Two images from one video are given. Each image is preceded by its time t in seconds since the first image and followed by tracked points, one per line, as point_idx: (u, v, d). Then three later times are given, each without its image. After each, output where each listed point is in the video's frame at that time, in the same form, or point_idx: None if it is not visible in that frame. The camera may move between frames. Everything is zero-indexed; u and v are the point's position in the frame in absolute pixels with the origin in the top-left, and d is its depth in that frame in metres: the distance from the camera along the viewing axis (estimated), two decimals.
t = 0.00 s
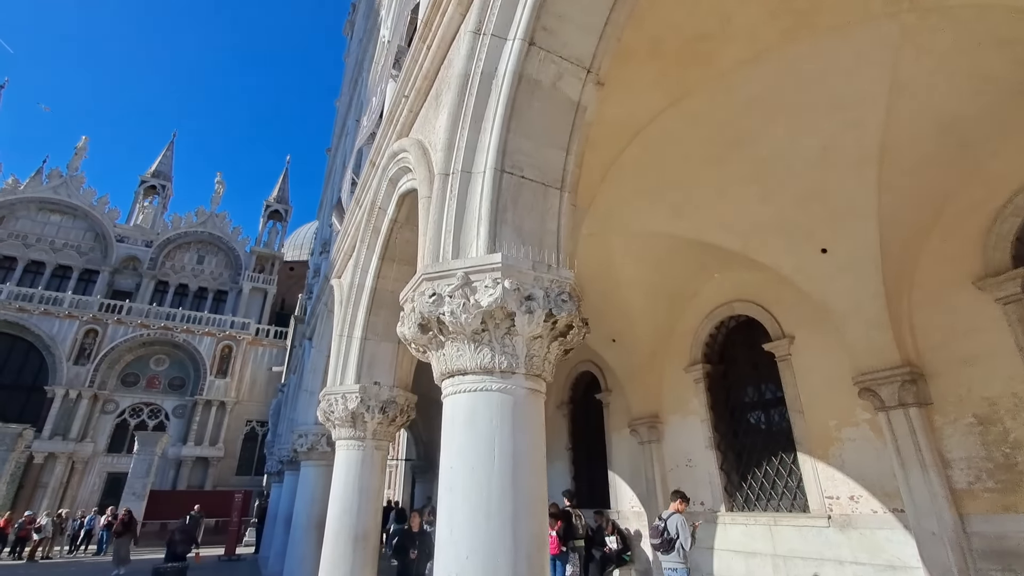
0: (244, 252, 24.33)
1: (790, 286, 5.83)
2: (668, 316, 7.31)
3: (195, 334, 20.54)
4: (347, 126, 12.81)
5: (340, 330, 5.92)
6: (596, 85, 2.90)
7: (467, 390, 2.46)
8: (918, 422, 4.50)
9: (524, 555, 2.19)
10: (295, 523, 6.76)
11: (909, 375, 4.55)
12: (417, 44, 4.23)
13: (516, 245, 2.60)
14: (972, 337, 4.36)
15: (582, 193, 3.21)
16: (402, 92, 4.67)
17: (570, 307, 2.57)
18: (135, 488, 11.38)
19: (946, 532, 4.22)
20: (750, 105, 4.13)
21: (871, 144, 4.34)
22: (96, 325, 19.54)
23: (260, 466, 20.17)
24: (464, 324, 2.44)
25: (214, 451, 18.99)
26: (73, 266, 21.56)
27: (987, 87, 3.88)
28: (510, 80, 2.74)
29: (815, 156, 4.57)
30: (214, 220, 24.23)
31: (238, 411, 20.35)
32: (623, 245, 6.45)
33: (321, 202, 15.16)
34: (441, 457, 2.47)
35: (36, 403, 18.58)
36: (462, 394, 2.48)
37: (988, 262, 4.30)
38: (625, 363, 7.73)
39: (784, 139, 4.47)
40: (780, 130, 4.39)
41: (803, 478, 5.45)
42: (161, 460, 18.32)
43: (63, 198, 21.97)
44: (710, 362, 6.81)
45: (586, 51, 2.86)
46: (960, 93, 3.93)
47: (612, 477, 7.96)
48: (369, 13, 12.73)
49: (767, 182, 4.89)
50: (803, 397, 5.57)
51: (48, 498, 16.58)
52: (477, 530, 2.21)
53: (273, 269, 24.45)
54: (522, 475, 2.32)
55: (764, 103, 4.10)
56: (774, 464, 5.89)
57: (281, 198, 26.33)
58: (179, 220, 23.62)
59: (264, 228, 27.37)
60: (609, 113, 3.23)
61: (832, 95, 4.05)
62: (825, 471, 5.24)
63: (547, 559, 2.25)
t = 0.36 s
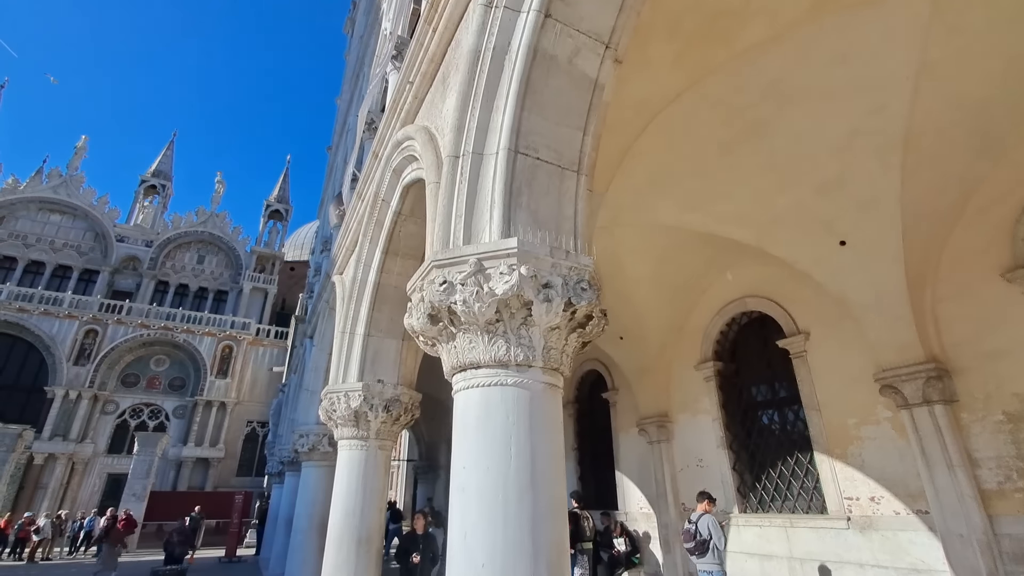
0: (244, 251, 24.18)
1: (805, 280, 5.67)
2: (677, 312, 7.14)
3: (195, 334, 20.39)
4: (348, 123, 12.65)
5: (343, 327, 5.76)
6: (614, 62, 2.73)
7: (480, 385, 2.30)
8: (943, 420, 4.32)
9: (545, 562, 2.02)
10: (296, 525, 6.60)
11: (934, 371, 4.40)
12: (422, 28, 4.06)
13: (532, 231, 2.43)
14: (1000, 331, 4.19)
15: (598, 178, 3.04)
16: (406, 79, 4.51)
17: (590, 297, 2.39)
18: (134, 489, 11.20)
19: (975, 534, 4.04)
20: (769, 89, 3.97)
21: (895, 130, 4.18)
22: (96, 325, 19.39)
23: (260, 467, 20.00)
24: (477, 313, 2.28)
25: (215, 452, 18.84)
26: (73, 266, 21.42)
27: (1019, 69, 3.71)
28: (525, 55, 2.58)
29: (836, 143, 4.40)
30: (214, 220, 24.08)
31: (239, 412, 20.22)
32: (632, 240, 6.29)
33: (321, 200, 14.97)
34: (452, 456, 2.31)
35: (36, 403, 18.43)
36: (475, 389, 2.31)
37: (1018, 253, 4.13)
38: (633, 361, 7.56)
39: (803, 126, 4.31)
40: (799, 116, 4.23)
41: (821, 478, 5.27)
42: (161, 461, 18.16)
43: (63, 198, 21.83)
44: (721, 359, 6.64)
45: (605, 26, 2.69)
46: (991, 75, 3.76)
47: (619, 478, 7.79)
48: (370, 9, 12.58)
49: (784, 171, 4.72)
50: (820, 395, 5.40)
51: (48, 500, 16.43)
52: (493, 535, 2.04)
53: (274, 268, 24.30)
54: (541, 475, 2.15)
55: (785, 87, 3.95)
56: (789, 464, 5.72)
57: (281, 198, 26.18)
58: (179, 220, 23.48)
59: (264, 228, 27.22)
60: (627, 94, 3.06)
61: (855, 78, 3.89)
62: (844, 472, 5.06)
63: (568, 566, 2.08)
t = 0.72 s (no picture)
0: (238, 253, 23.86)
1: (814, 276, 5.54)
2: (681, 310, 6.99)
3: (188, 337, 20.09)
4: (343, 121, 12.45)
5: (339, 326, 5.57)
6: (630, 39, 2.57)
7: (492, 382, 2.13)
8: (962, 418, 4.21)
9: (565, 573, 1.86)
10: (292, 531, 6.40)
11: (952, 368, 4.29)
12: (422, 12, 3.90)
13: (546, 217, 2.27)
14: (1021, 326, 4.08)
15: (611, 164, 2.88)
16: (405, 67, 4.34)
17: (609, 287, 2.23)
18: (127, 495, 10.91)
19: (999, 536, 3.91)
20: (784, 75, 3.83)
21: (911, 120, 4.05)
22: (87, 328, 19.07)
23: (255, 471, 19.70)
24: (488, 305, 2.11)
25: (208, 456, 18.53)
26: (64, 268, 21.07)
27: None
28: (536, 31, 2.42)
29: (850, 133, 4.27)
30: (207, 221, 23.77)
31: (232, 415, 19.78)
32: (636, 236, 6.14)
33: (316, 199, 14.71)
34: (462, 459, 2.15)
35: (26, 408, 18.08)
36: (486, 387, 2.15)
37: None
38: (636, 360, 7.40)
39: (817, 115, 4.18)
40: (814, 105, 4.10)
41: (832, 478, 5.14)
42: (154, 465, 17.86)
43: (54, 199, 21.47)
44: (727, 358, 6.51)
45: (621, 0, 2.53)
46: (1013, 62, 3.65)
47: (622, 479, 7.63)
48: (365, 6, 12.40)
49: (796, 163, 4.59)
50: (831, 393, 5.27)
51: (40, 505, 16.11)
52: (509, 545, 1.88)
53: (268, 270, 24.03)
54: (559, 478, 1.99)
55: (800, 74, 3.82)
56: (799, 464, 5.58)
57: (275, 199, 25.88)
58: (172, 221, 23.16)
59: (258, 229, 26.94)
60: (640, 77, 2.90)
61: (873, 65, 3.77)
62: (857, 472, 4.93)
63: None
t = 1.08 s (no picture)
0: (205, 262, 23.07)
1: (793, 267, 5.56)
2: (663, 305, 6.95)
3: (155, 351, 19.29)
4: (312, 124, 12.11)
5: (312, 333, 5.32)
6: (611, 19, 2.47)
7: (478, 382, 1.99)
8: (944, 402, 4.25)
9: None
10: (268, 550, 6.10)
11: (932, 353, 4.32)
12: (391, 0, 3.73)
13: (529, 204, 2.14)
14: (997, 308, 4.14)
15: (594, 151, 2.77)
16: (374, 59, 4.16)
17: (598, 277, 2.11)
18: (93, 519, 10.21)
19: (985, 517, 3.95)
20: (763, 63, 3.80)
21: (887, 107, 4.07)
22: (46, 346, 18.15)
23: (229, 488, 19.00)
24: (471, 299, 1.97)
25: (180, 474, 17.82)
26: (19, 284, 20.01)
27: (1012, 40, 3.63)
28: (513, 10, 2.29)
29: (827, 122, 4.27)
30: (173, 231, 22.94)
31: (204, 430, 19.03)
32: (616, 231, 6.06)
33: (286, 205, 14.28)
34: (448, 466, 2.00)
35: None
36: (471, 388, 2.00)
37: (1012, 229, 4.09)
38: (619, 357, 7.33)
39: (795, 104, 4.16)
40: (792, 94, 4.07)
41: (818, 468, 5.14)
42: (122, 487, 17.06)
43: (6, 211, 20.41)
44: (709, 352, 6.48)
45: None
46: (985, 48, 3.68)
47: (608, 479, 7.54)
48: (331, 7, 12.11)
49: (775, 153, 4.57)
50: (814, 383, 5.27)
51: None
52: (503, 559, 1.73)
53: (238, 280, 23.31)
54: (553, 482, 1.85)
55: (779, 62, 3.78)
56: (784, 455, 5.57)
57: (244, 206, 25.16)
58: (135, 232, 22.27)
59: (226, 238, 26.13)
60: (621, 61, 2.80)
61: (849, 52, 3.76)
62: (843, 460, 4.93)
63: None
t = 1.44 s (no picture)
0: (197, 267, 22.79)
1: (794, 263, 5.47)
2: (662, 304, 6.84)
3: (146, 357, 18.98)
4: (304, 125, 11.94)
5: (304, 334, 5.17)
6: None
7: (478, 380, 1.86)
8: (952, 398, 4.16)
9: None
10: (261, 559, 5.93)
11: (939, 348, 4.24)
12: None
13: (531, 192, 2.01)
14: (1005, 301, 4.06)
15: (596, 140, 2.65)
16: (366, 50, 4.03)
17: (605, 268, 1.98)
18: (83, 529, 9.99)
19: (996, 515, 3.86)
20: (764, 52, 3.71)
21: (891, 97, 3.98)
22: (34, 353, 17.83)
23: (222, 495, 18.69)
24: (471, 291, 1.83)
25: (171, 482, 17.52)
26: (6, 290, 19.66)
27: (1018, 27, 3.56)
28: None
29: (830, 113, 4.18)
30: (163, 235, 22.64)
31: (196, 437, 18.71)
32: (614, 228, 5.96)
33: (279, 207, 14.08)
34: (447, 472, 1.86)
35: None
36: (472, 388, 1.87)
37: (1018, 220, 4.03)
38: (618, 357, 7.22)
39: (797, 94, 4.07)
40: (794, 84, 3.98)
41: (823, 467, 5.04)
42: (112, 495, 16.74)
43: None
44: (709, 350, 6.38)
45: None
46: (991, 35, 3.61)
47: (608, 481, 7.42)
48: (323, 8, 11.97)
49: (776, 146, 4.48)
50: (817, 380, 5.18)
51: None
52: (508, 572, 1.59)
53: (230, 284, 23.03)
54: (561, 487, 1.73)
55: (781, 50, 3.69)
56: (788, 455, 5.46)
57: (236, 210, 24.89)
58: (124, 236, 21.96)
59: (218, 242, 25.83)
60: (624, 46, 2.68)
61: (852, 40, 3.67)
62: (848, 459, 4.84)
63: None
